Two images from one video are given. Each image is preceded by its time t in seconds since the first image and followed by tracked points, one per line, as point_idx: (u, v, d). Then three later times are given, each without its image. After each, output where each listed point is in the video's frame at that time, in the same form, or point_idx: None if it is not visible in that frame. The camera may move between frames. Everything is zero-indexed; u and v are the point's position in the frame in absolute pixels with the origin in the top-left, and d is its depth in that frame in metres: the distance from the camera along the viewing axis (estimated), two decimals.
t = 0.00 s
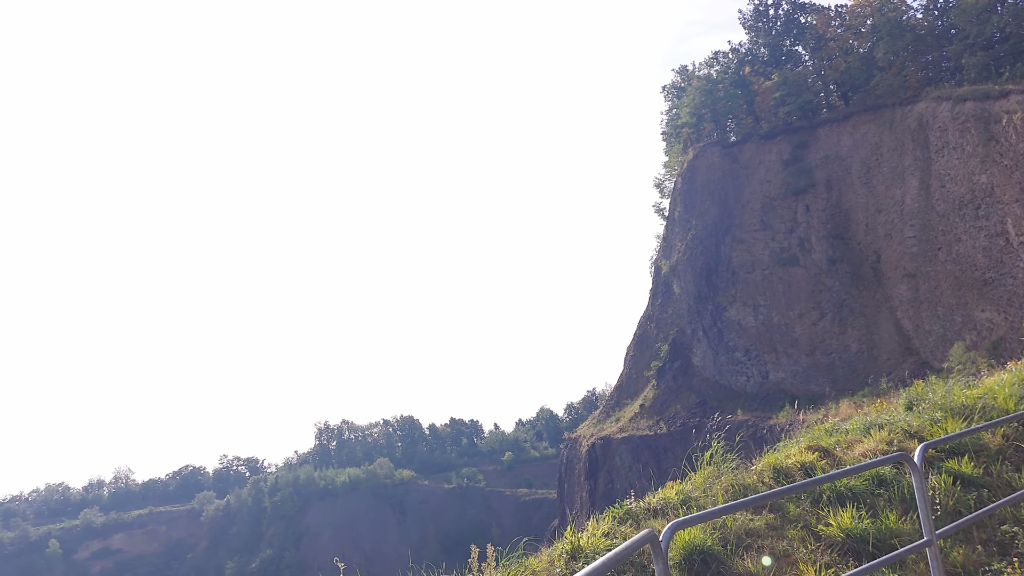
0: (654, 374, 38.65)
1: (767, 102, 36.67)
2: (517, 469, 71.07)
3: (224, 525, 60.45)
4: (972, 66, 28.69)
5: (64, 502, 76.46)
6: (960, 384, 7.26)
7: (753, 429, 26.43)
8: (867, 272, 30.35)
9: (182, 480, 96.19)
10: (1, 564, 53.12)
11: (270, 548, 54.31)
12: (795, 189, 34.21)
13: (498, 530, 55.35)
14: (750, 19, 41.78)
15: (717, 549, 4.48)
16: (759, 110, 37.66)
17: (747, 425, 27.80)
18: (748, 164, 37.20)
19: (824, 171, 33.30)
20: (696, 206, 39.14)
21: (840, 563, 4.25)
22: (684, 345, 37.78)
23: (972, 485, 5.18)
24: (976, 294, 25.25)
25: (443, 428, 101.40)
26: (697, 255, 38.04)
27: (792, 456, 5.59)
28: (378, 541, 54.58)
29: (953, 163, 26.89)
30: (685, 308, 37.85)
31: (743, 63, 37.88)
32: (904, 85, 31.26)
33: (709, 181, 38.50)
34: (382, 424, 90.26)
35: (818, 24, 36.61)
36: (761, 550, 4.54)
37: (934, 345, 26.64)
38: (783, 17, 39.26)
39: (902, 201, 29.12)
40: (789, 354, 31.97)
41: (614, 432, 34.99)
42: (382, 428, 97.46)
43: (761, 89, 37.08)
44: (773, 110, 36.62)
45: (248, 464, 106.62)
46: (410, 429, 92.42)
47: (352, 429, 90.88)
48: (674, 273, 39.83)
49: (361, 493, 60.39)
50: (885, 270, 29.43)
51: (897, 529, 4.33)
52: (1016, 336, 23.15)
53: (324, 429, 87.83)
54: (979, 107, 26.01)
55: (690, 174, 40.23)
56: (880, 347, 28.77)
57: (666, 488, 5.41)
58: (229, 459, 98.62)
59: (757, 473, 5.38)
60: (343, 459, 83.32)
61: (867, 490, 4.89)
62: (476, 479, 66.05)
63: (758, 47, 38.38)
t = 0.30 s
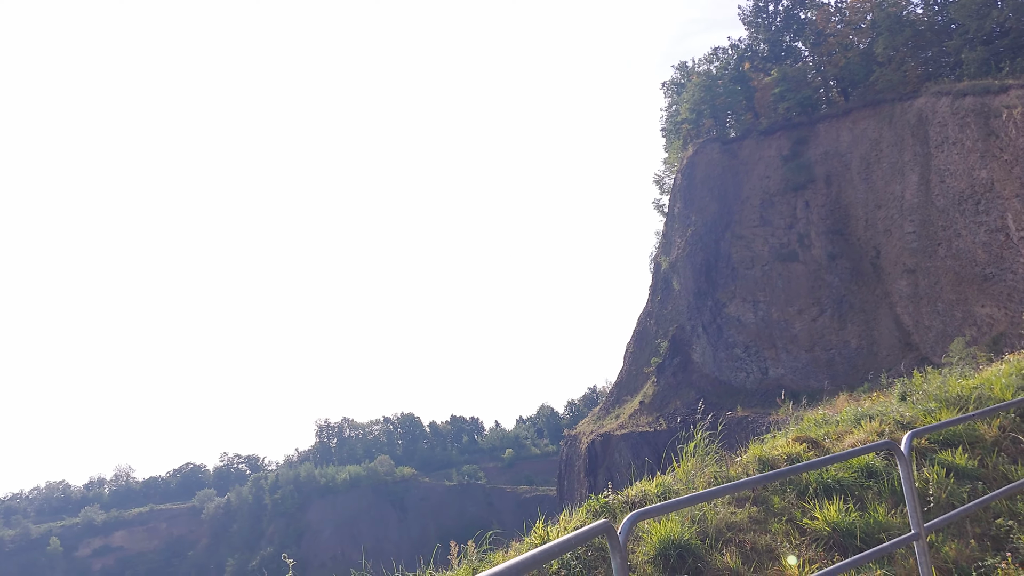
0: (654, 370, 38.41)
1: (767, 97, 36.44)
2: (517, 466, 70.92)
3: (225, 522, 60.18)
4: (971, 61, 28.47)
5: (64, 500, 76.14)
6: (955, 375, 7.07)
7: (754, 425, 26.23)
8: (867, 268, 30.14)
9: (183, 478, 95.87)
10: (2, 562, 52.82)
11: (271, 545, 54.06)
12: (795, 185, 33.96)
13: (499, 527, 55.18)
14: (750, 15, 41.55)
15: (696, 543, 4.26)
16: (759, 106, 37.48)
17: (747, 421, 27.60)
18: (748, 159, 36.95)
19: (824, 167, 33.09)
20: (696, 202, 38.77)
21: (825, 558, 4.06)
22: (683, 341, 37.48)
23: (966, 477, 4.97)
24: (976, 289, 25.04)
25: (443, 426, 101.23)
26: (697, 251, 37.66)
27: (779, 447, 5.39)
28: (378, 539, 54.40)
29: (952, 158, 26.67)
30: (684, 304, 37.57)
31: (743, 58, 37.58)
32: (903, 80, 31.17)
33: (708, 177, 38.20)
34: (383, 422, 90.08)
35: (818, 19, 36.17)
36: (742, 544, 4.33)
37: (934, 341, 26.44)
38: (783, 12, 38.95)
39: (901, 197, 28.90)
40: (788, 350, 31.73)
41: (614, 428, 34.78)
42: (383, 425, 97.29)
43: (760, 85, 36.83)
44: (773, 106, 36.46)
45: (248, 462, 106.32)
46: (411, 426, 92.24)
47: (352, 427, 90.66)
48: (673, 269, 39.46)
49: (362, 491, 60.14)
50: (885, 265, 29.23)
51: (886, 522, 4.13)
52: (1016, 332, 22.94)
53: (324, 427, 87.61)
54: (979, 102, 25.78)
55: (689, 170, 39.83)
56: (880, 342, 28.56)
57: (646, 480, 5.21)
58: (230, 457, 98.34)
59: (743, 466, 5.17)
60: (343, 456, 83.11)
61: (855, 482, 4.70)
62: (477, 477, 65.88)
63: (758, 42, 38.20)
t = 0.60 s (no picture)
0: (644, 371, 38.14)
1: (757, 99, 35.96)
2: (508, 467, 70.67)
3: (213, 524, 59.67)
4: (962, 62, 28.40)
5: (52, 501, 75.36)
6: (943, 377, 6.89)
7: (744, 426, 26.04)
8: (855, 269, 30.10)
9: (171, 479, 95.16)
10: None
11: (260, 547, 53.59)
12: (784, 186, 33.84)
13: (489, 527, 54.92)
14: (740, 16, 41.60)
15: (669, 557, 4.05)
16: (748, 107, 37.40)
17: (737, 423, 27.40)
18: (737, 161, 36.79)
19: (813, 168, 33.01)
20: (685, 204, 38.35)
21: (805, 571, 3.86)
22: (673, 343, 37.11)
23: (954, 485, 4.77)
24: (964, 290, 24.99)
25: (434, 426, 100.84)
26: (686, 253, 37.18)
27: (760, 453, 5.18)
28: (367, 540, 54.02)
29: (942, 160, 26.59)
30: (674, 305, 37.32)
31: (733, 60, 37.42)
32: (893, 81, 31.20)
33: (698, 179, 37.94)
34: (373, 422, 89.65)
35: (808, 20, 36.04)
36: (718, 557, 4.12)
37: (923, 342, 26.38)
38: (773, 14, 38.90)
39: (891, 198, 28.84)
40: (778, 351, 31.56)
41: (603, 429, 34.54)
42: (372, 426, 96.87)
43: (750, 86, 36.42)
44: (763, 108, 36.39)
45: (238, 463, 105.60)
46: (401, 427, 91.87)
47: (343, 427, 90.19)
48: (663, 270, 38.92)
49: (352, 492, 59.76)
50: (874, 267, 29.17)
51: (869, 533, 3.95)
52: (1005, 333, 22.90)
53: (314, 428, 87.10)
54: (968, 103, 25.67)
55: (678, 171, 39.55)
56: (868, 343, 28.48)
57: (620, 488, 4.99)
58: (219, 458, 97.67)
59: (721, 473, 4.97)
60: (333, 457, 82.66)
61: (838, 491, 4.50)
62: (467, 477, 65.60)
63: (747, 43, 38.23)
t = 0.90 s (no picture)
0: (610, 369, 37.76)
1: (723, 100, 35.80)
2: (474, 465, 70.45)
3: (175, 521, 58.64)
4: (924, 67, 28.87)
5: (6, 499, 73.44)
6: (904, 373, 6.78)
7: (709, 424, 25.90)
8: (818, 269, 30.48)
9: (131, 476, 93.37)
10: None
11: (221, 544, 52.72)
12: (750, 186, 34.02)
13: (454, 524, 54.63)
14: (706, 17, 42.25)
15: (618, 558, 3.83)
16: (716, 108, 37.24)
17: (703, 420, 27.31)
18: (704, 161, 36.67)
19: (778, 168, 33.25)
20: (653, 202, 38.14)
21: (760, 571, 3.69)
22: (640, 340, 36.80)
23: (914, 481, 4.62)
24: (924, 291, 25.34)
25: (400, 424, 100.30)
26: (654, 251, 37.07)
27: (716, 448, 5.00)
28: (331, 537, 53.44)
29: (904, 162, 26.88)
30: (640, 304, 37.11)
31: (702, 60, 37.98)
32: (857, 84, 31.53)
33: (665, 179, 37.67)
34: (338, 419, 88.88)
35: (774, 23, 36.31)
36: (671, 558, 3.93)
37: (883, 341, 26.72)
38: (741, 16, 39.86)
39: (853, 200, 29.20)
40: (742, 350, 31.48)
41: (569, 426, 34.32)
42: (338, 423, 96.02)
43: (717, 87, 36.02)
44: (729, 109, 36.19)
45: (200, 460, 104.00)
46: (367, 424, 91.18)
47: (308, 424, 89.28)
48: (630, 269, 38.58)
49: (316, 489, 59.08)
50: (837, 267, 29.53)
51: (827, 532, 3.80)
52: (963, 334, 23.28)
53: (278, 425, 86.12)
54: (930, 107, 25.90)
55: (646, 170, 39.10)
56: (830, 342, 28.75)
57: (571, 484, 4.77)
58: (180, 456, 96.10)
59: (676, 469, 4.77)
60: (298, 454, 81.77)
61: (796, 487, 4.34)
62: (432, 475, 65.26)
63: (716, 45, 38.98)
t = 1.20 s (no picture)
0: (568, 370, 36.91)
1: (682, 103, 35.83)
2: (431, 465, 69.94)
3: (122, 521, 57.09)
4: (878, 75, 29.60)
5: None
6: (856, 376, 6.66)
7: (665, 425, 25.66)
8: (774, 273, 30.71)
9: (77, 475, 90.82)
10: None
11: (171, 545, 51.45)
12: (708, 190, 34.18)
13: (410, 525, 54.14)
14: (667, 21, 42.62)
15: (552, 572, 3.56)
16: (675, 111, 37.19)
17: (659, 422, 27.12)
18: (663, 164, 36.80)
19: (735, 173, 33.44)
20: (612, 205, 37.97)
21: None
22: (597, 342, 36.25)
23: (865, 487, 4.45)
24: (874, 296, 25.73)
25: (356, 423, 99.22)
26: (612, 253, 36.77)
27: (661, 451, 4.78)
28: (284, 538, 52.53)
29: (857, 168, 27.49)
30: (598, 305, 36.88)
31: (662, 65, 39.34)
32: (813, 90, 31.66)
33: (625, 180, 37.60)
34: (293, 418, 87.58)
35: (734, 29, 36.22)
36: (611, 571, 3.69)
37: (834, 345, 26.97)
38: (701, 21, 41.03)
39: (807, 205, 29.67)
40: (698, 352, 31.29)
41: (526, 427, 33.98)
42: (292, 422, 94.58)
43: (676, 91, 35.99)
44: (688, 112, 36.25)
45: (150, 459, 101.63)
46: (323, 424, 89.98)
47: (261, 423, 87.80)
48: (589, 270, 38.30)
49: (269, 489, 58.03)
50: (790, 271, 29.76)
51: (774, 542, 3.61)
52: (912, 338, 23.66)
53: (231, 424, 84.53)
54: (883, 115, 26.67)
55: (605, 172, 39.07)
56: (783, 345, 28.91)
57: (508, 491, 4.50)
58: (129, 454, 93.76)
59: (620, 474, 4.53)
60: (251, 454, 80.36)
61: (743, 494, 4.15)
62: (388, 475, 64.60)
63: (676, 50, 40.36)
